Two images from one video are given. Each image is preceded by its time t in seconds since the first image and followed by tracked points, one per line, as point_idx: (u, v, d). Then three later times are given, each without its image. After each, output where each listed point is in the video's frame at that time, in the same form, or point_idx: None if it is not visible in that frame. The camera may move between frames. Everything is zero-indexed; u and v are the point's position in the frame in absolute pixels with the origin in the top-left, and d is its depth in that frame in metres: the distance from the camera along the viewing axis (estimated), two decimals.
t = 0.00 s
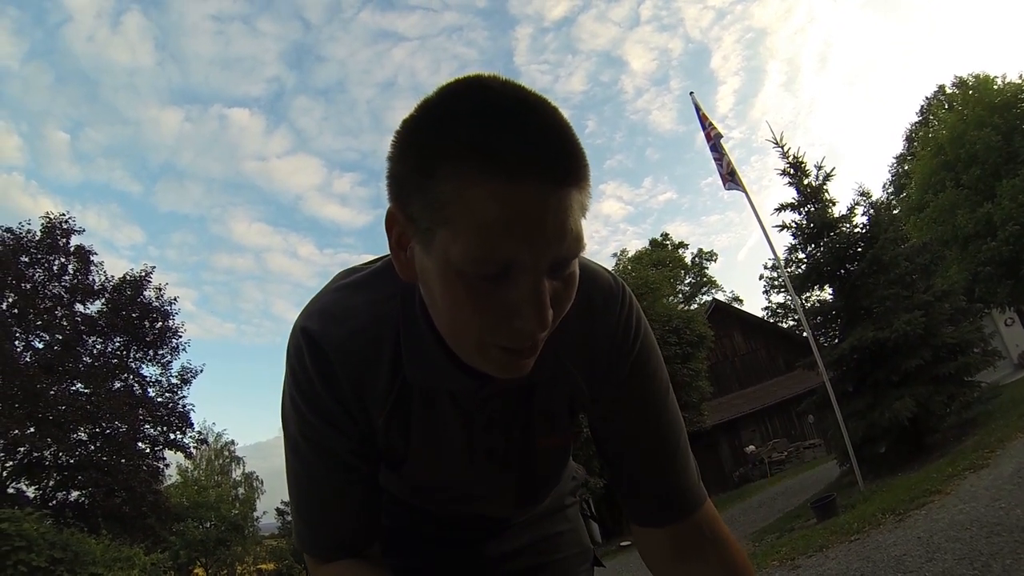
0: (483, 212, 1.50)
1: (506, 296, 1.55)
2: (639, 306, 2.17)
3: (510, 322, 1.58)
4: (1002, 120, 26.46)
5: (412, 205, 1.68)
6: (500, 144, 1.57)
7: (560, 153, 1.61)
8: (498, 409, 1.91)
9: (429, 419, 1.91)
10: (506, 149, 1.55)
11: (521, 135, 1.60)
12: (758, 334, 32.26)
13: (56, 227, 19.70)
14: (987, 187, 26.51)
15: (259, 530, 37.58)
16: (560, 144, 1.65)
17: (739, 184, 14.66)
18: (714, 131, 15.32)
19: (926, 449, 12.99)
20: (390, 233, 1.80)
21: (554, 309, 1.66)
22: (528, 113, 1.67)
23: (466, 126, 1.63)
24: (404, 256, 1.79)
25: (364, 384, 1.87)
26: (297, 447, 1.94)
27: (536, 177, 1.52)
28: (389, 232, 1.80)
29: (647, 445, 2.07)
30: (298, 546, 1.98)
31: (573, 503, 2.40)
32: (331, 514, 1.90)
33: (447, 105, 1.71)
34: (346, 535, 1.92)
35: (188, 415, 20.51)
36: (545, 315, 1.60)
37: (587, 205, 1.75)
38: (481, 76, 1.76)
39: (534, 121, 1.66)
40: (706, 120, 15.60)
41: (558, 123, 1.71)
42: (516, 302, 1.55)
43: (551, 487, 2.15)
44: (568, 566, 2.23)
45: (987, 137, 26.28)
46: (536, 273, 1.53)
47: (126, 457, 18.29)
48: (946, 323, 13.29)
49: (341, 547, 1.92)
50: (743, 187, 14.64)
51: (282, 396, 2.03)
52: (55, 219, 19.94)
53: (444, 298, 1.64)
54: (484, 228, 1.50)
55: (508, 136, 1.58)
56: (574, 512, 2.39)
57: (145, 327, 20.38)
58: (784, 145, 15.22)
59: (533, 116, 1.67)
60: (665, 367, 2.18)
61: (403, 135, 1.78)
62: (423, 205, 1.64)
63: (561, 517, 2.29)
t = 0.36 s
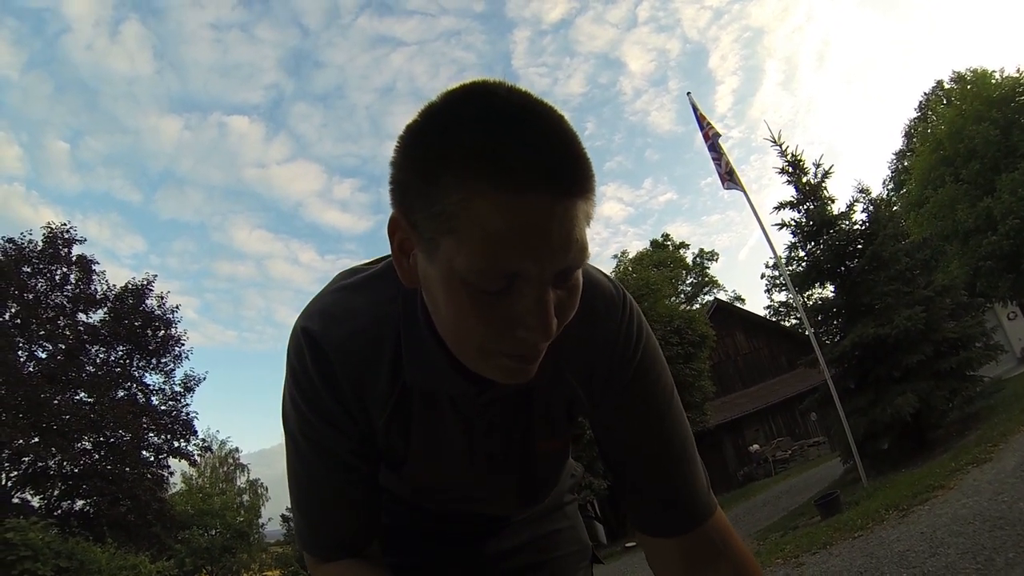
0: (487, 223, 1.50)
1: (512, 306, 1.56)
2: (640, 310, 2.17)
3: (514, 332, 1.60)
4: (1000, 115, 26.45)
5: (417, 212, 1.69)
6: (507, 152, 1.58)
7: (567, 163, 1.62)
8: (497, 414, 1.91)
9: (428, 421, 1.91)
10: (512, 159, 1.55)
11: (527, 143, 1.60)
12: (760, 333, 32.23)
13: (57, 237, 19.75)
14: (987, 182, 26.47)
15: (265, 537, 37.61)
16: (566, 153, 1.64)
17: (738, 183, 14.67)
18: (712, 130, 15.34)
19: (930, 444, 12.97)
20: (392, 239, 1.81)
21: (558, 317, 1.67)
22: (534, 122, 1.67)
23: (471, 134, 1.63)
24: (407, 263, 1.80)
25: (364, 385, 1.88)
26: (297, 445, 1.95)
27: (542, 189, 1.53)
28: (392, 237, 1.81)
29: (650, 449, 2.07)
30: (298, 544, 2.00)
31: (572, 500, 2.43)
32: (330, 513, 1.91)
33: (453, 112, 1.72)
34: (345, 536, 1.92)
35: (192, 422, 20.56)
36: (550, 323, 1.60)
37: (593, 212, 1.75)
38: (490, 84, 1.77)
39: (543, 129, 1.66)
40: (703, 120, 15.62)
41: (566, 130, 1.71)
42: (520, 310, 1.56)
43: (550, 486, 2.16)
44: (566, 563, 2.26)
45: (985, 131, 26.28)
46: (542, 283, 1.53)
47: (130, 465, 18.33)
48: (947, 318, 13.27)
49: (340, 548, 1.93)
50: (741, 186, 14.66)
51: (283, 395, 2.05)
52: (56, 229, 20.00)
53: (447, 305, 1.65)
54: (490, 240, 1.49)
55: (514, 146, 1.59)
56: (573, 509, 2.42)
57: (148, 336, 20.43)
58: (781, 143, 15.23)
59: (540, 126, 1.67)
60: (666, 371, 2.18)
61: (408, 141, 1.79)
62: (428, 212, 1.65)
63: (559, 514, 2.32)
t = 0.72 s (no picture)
0: (493, 234, 1.50)
1: (515, 315, 1.56)
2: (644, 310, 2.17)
3: (519, 341, 1.60)
4: (1000, 96, 26.31)
5: (420, 219, 1.69)
6: (512, 163, 1.57)
7: (573, 174, 1.61)
8: (500, 417, 1.92)
9: (430, 423, 1.92)
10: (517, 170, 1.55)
11: (531, 153, 1.60)
12: (766, 324, 32.16)
13: (61, 253, 19.86)
14: (988, 164, 26.33)
15: (278, 544, 37.74)
16: (571, 164, 1.64)
17: (737, 175, 14.65)
18: (709, 123, 15.32)
19: (939, 430, 12.92)
20: (394, 245, 1.81)
21: (562, 326, 1.66)
22: (540, 133, 1.66)
23: (477, 145, 1.63)
24: (409, 269, 1.80)
25: (365, 390, 1.88)
26: (297, 446, 1.96)
27: (548, 200, 1.52)
28: (395, 244, 1.81)
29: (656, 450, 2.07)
30: (300, 545, 2.01)
31: (574, 495, 2.43)
32: (332, 516, 1.92)
33: (457, 121, 1.72)
34: (346, 537, 1.94)
35: (201, 433, 20.63)
36: (554, 333, 1.60)
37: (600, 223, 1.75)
38: (495, 93, 1.77)
39: (548, 140, 1.66)
40: (701, 113, 15.60)
41: (570, 140, 1.71)
42: (524, 321, 1.56)
43: (552, 483, 2.17)
44: (570, 559, 2.27)
45: (985, 113, 26.14)
46: (546, 294, 1.53)
47: (140, 477, 18.36)
48: (953, 303, 13.20)
49: (340, 549, 1.94)
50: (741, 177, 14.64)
51: (283, 396, 2.05)
52: (60, 245, 20.11)
53: (451, 314, 1.65)
54: (495, 251, 1.50)
55: (520, 156, 1.58)
56: (575, 504, 2.42)
57: (155, 348, 20.53)
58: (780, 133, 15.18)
59: (546, 135, 1.67)
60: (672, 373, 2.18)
61: (413, 149, 1.79)
62: (430, 221, 1.65)
63: (563, 509, 2.33)
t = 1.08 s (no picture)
0: (494, 230, 1.50)
1: (514, 311, 1.56)
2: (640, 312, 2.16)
3: (517, 337, 1.60)
4: (1004, 115, 26.38)
5: (420, 215, 1.69)
6: (512, 159, 1.57)
7: (572, 171, 1.61)
8: (497, 416, 1.92)
9: (427, 422, 1.92)
10: (517, 166, 1.55)
11: (531, 151, 1.60)
12: (764, 337, 32.15)
13: (63, 244, 19.88)
14: (991, 183, 26.37)
15: (270, 543, 37.61)
16: (571, 161, 1.65)
17: (740, 187, 14.67)
18: (713, 134, 15.35)
19: (935, 448, 12.88)
20: (394, 241, 1.81)
21: (560, 323, 1.67)
22: (541, 131, 1.67)
23: (478, 142, 1.63)
24: (409, 266, 1.80)
25: (364, 388, 1.88)
26: (297, 446, 1.95)
27: (547, 196, 1.52)
28: (394, 241, 1.81)
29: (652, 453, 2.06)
30: (298, 545, 2.00)
31: (570, 501, 2.42)
32: (330, 516, 1.91)
33: (458, 119, 1.72)
34: (345, 537, 1.93)
35: (196, 428, 20.59)
36: (552, 330, 1.60)
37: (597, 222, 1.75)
38: (495, 90, 1.78)
39: (548, 137, 1.66)
40: (705, 124, 15.63)
41: (570, 139, 1.72)
42: (522, 317, 1.56)
43: (549, 487, 2.16)
44: (566, 563, 2.26)
45: (989, 132, 26.19)
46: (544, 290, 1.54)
47: (134, 470, 18.26)
48: (952, 321, 13.19)
49: (339, 549, 1.94)
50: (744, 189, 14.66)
51: (282, 396, 2.05)
52: (62, 236, 20.13)
53: (449, 311, 1.65)
54: (494, 246, 1.50)
55: (521, 153, 1.59)
56: (571, 510, 2.42)
57: (153, 342, 20.51)
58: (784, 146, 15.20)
59: (546, 133, 1.67)
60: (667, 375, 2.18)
61: (415, 146, 1.78)
62: (431, 218, 1.65)
63: (557, 514, 2.32)
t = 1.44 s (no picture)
0: (496, 231, 1.51)
1: (515, 312, 1.57)
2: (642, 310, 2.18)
3: (518, 338, 1.61)
4: (999, 105, 26.42)
5: (422, 214, 1.69)
6: (515, 159, 1.58)
7: (575, 173, 1.62)
8: (497, 416, 1.93)
9: (429, 423, 1.93)
10: (521, 168, 1.56)
11: (533, 153, 1.61)
12: (763, 330, 32.21)
13: (61, 249, 19.87)
14: (988, 173, 26.43)
15: (273, 544, 37.64)
16: (574, 163, 1.65)
17: (736, 181, 14.69)
18: (709, 128, 15.35)
19: (935, 437, 12.93)
20: (396, 241, 1.81)
21: (561, 323, 1.67)
22: (545, 133, 1.67)
23: (481, 144, 1.63)
24: (410, 266, 1.81)
25: (365, 389, 1.89)
26: (298, 446, 1.95)
27: (550, 199, 1.53)
28: (396, 240, 1.81)
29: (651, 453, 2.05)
30: (298, 545, 2.00)
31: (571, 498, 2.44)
32: (332, 516, 1.92)
33: (460, 120, 1.73)
34: (346, 537, 1.94)
35: (197, 431, 20.60)
36: (553, 331, 1.61)
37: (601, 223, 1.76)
38: (498, 89, 1.79)
39: (550, 140, 1.66)
40: (701, 118, 15.64)
41: (572, 140, 1.72)
42: (524, 318, 1.57)
43: (551, 486, 2.17)
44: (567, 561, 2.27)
45: (985, 122, 26.22)
46: (546, 291, 1.54)
47: (137, 474, 18.31)
48: (950, 311, 13.23)
49: (340, 549, 1.94)
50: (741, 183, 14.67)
51: (283, 396, 2.05)
52: (60, 241, 20.11)
53: (450, 310, 1.66)
54: (496, 248, 1.51)
55: (525, 155, 1.60)
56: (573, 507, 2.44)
57: (152, 345, 20.51)
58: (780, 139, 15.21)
59: (549, 134, 1.67)
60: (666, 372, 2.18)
61: (418, 146, 1.79)
62: (433, 218, 1.65)
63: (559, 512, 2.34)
